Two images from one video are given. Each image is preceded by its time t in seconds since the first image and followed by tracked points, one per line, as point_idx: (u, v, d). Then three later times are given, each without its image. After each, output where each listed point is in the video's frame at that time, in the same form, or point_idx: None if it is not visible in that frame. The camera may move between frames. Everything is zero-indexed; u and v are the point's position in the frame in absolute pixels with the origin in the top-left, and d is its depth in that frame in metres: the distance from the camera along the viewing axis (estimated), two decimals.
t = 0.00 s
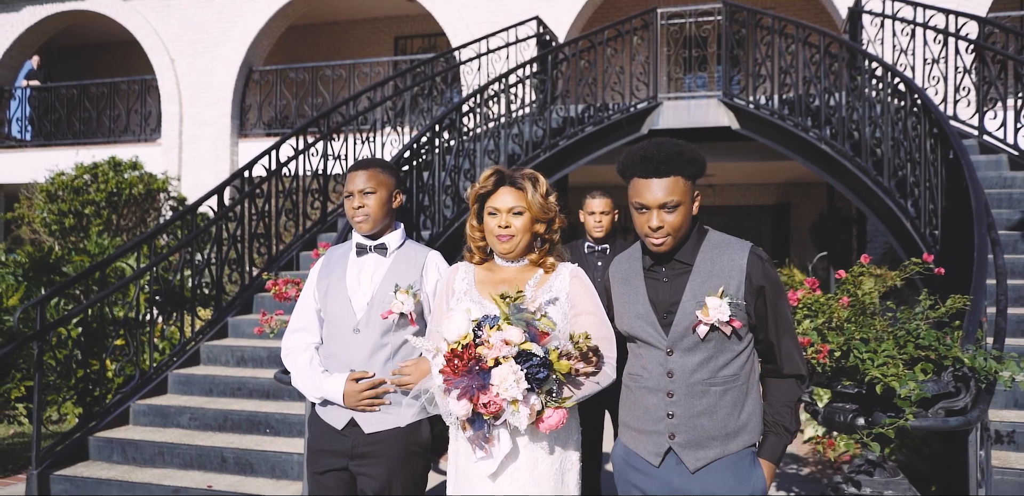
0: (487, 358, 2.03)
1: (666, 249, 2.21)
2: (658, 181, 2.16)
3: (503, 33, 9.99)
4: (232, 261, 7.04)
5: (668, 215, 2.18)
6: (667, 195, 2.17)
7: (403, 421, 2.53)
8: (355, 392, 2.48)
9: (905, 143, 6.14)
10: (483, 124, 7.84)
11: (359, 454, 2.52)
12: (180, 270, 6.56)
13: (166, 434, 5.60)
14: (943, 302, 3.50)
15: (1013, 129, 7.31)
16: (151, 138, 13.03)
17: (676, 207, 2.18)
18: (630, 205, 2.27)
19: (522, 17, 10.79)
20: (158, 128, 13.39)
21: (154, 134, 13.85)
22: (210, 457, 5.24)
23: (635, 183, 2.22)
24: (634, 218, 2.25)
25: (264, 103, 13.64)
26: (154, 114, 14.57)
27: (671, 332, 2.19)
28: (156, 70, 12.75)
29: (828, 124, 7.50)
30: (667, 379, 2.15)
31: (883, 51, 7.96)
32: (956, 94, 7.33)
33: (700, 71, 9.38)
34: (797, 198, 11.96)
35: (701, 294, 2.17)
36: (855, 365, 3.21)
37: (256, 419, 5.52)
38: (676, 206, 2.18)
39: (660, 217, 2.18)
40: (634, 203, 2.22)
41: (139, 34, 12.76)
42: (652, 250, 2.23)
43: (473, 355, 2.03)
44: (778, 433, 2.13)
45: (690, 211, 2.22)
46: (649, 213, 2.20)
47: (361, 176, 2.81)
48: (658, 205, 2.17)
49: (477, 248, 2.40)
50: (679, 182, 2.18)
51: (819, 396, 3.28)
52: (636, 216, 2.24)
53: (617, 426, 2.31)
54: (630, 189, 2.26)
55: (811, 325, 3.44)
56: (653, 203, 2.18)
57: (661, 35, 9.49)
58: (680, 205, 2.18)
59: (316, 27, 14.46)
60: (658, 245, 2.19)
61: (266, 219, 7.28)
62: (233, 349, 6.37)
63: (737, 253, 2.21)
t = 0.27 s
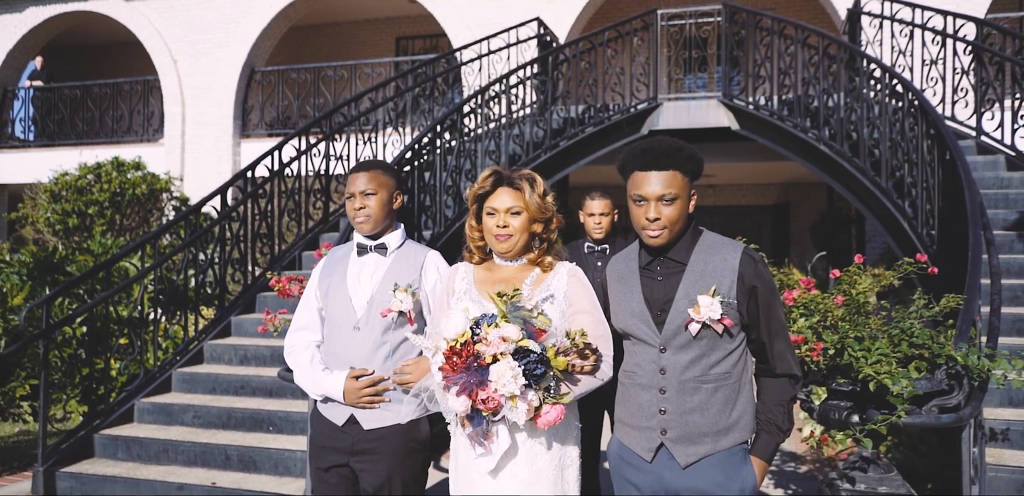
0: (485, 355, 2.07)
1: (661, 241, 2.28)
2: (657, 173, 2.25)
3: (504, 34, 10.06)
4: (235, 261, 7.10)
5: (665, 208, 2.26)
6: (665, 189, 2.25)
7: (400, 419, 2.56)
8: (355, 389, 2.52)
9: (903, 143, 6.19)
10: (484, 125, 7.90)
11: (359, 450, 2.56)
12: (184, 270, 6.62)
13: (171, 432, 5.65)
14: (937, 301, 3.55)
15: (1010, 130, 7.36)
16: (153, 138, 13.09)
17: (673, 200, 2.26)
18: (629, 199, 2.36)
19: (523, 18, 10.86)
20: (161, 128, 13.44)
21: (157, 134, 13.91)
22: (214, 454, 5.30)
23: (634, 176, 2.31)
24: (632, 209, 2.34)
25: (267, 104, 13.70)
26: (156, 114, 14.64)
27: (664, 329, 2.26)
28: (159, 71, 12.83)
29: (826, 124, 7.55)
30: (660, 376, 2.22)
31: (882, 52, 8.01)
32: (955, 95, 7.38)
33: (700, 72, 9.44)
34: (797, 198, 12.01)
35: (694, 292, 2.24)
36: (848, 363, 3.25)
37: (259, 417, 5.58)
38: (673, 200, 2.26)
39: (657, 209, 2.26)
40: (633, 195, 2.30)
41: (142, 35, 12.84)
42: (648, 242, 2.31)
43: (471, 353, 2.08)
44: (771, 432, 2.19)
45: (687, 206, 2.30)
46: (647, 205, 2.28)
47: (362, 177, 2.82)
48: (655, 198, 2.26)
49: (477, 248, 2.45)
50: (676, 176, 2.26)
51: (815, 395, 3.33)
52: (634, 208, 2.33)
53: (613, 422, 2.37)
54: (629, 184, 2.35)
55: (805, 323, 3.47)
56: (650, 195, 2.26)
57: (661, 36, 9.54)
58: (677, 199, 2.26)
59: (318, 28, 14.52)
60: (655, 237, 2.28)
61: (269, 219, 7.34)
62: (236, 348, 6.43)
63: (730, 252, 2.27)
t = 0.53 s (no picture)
0: (482, 354, 2.12)
1: (659, 233, 2.33)
2: (657, 167, 2.31)
3: (505, 36, 10.12)
4: (237, 261, 7.15)
5: (664, 200, 2.31)
6: (665, 181, 2.30)
7: (399, 418, 2.60)
8: (354, 388, 2.57)
9: (900, 144, 6.23)
10: (484, 126, 7.96)
11: (358, 449, 2.61)
12: (186, 270, 6.68)
13: (174, 430, 5.71)
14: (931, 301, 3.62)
15: (1007, 131, 7.41)
16: (155, 139, 13.15)
17: (672, 193, 2.31)
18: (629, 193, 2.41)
19: (523, 19, 10.93)
20: (163, 129, 13.49)
21: (159, 135, 13.98)
22: (217, 452, 5.35)
23: (636, 170, 2.36)
24: (631, 202, 2.39)
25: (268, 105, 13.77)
26: (159, 115, 14.71)
27: (659, 325, 2.30)
28: (161, 72, 12.89)
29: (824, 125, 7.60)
30: (654, 372, 2.27)
31: (880, 53, 8.05)
32: (952, 96, 7.42)
33: (699, 73, 9.49)
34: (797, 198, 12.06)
35: (688, 289, 2.28)
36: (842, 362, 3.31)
37: (261, 416, 5.63)
38: (672, 192, 2.31)
39: (657, 201, 2.31)
40: (633, 188, 2.35)
41: (145, 37, 12.90)
42: (645, 235, 2.35)
43: (468, 352, 2.13)
44: (766, 429, 2.24)
45: (684, 201, 2.35)
46: (647, 198, 2.33)
47: (363, 180, 2.87)
48: (655, 189, 2.31)
49: (476, 247, 2.49)
50: (675, 170, 2.32)
51: (810, 393, 3.43)
52: (633, 200, 2.38)
53: (610, 418, 2.42)
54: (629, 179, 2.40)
55: (799, 322, 3.54)
56: (650, 187, 2.31)
57: (660, 37, 9.60)
58: (676, 192, 2.32)
59: (319, 29, 14.59)
60: (653, 229, 2.32)
61: (271, 219, 7.39)
62: (238, 347, 6.48)
63: (724, 251, 2.32)
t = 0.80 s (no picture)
0: (477, 352, 2.17)
1: (653, 230, 2.34)
2: (653, 165, 2.33)
3: (504, 36, 10.17)
4: (239, 261, 7.20)
5: (660, 197, 2.33)
6: (660, 179, 2.32)
7: (395, 417, 2.65)
8: (351, 388, 2.61)
9: (896, 144, 6.27)
10: (484, 126, 8.01)
11: (355, 448, 2.66)
12: (188, 270, 6.72)
13: (176, 430, 5.76)
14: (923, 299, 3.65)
15: (1004, 130, 7.44)
16: (157, 140, 13.22)
17: (667, 191, 2.33)
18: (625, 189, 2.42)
19: (522, 20, 10.98)
20: (165, 130, 13.55)
21: (161, 136, 14.05)
22: (219, 451, 5.40)
23: (633, 167, 2.38)
24: (627, 199, 2.39)
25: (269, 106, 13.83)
26: (161, 117, 14.78)
27: (652, 324, 2.30)
28: (163, 74, 12.95)
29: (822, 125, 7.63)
30: (648, 369, 2.27)
31: (878, 53, 8.09)
32: (950, 96, 7.45)
33: (698, 73, 9.53)
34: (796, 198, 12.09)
35: (681, 288, 2.29)
36: (835, 360, 3.34)
37: (262, 415, 5.67)
38: (667, 190, 2.33)
39: (652, 198, 2.33)
40: (630, 185, 2.36)
41: (147, 38, 12.96)
42: (639, 231, 2.37)
43: (464, 350, 2.18)
44: (759, 427, 2.26)
45: (679, 200, 2.37)
46: (643, 195, 2.34)
47: (361, 181, 2.91)
48: (651, 187, 2.32)
49: (471, 247, 2.54)
50: (671, 169, 2.34)
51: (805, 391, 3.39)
52: (629, 197, 2.39)
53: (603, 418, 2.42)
54: (626, 176, 2.41)
55: (792, 321, 3.56)
56: (646, 185, 2.33)
57: (659, 37, 9.63)
58: (671, 190, 2.33)
59: (320, 30, 14.64)
60: (649, 224, 2.34)
61: (272, 220, 7.43)
62: (240, 347, 6.53)
63: (716, 251, 2.33)
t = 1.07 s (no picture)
0: (467, 351, 2.21)
1: (645, 227, 2.36)
2: (646, 163, 2.35)
3: (504, 37, 10.22)
4: (241, 262, 7.26)
5: (652, 195, 2.35)
6: (652, 177, 2.34)
7: (389, 414, 2.70)
8: (346, 385, 2.66)
9: (893, 143, 6.30)
10: (484, 127, 8.06)
11: (350, 444, 2.71)
12: (190, 270, 6.78)
13: (178, 428, 5.81)
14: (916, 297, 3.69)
15: (1002, 129, 7.47)
16: (160, 142, 13.28)
17: (659, 189, 2.35)
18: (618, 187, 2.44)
19: (522, 20, 11.03)
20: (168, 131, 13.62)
21: (164, 137, 14.11)
22: (221, 449, 5.45)
23: (626, 165, 2.40)
24: (619, 196, 2.42)
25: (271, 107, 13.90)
26: (163, 118, 14.87)
27: (643, 319, 2.34)
28: (166, 75, 13.02)
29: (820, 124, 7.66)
30: (639, 364, 2.30)
31: (876, 52, 8.11)
32: (947, 95, 7.48)
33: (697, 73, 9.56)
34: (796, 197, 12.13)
35: (671, 284, 2.32)
36: (826, 357, 3.39)
37: (264, 414, 5.73)
38: (659, 188, 2.35)
39: (644, 196, 2.35)
40: (623, 183, 2.38)
41: (149, 40, 13.03)
42: (631, 228, 2.39)
43: (455, 349, 2.22)
44: (748, 423, 2.28)
45: (671, 198, 2.39)
46: (636, 193, 2.36)
47: (357, 181, 2.96)
48: (643, 185, 2.34)
49: (463, 246, 2.59)
50: (663, 167, 2.35)
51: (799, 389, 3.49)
52: (621, 195, 2.41)
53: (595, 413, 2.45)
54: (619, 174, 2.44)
55: (785, 319, 3.60)
56: (638, 183, 2.34)
57: (659, 37, 9.67)
58: (663, 188, 2.35)
59: (322, 31, 14.71)
60: (641, 222, 2.36)
61: (273, 220, 7.49)
62: (242, 346, 6.58)
63: (705, 248, 2.36)
